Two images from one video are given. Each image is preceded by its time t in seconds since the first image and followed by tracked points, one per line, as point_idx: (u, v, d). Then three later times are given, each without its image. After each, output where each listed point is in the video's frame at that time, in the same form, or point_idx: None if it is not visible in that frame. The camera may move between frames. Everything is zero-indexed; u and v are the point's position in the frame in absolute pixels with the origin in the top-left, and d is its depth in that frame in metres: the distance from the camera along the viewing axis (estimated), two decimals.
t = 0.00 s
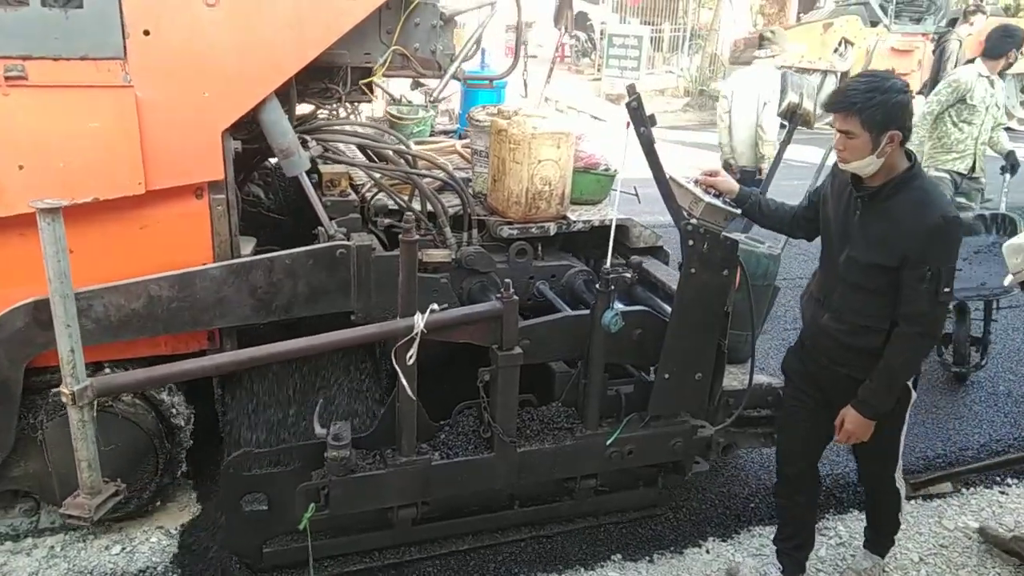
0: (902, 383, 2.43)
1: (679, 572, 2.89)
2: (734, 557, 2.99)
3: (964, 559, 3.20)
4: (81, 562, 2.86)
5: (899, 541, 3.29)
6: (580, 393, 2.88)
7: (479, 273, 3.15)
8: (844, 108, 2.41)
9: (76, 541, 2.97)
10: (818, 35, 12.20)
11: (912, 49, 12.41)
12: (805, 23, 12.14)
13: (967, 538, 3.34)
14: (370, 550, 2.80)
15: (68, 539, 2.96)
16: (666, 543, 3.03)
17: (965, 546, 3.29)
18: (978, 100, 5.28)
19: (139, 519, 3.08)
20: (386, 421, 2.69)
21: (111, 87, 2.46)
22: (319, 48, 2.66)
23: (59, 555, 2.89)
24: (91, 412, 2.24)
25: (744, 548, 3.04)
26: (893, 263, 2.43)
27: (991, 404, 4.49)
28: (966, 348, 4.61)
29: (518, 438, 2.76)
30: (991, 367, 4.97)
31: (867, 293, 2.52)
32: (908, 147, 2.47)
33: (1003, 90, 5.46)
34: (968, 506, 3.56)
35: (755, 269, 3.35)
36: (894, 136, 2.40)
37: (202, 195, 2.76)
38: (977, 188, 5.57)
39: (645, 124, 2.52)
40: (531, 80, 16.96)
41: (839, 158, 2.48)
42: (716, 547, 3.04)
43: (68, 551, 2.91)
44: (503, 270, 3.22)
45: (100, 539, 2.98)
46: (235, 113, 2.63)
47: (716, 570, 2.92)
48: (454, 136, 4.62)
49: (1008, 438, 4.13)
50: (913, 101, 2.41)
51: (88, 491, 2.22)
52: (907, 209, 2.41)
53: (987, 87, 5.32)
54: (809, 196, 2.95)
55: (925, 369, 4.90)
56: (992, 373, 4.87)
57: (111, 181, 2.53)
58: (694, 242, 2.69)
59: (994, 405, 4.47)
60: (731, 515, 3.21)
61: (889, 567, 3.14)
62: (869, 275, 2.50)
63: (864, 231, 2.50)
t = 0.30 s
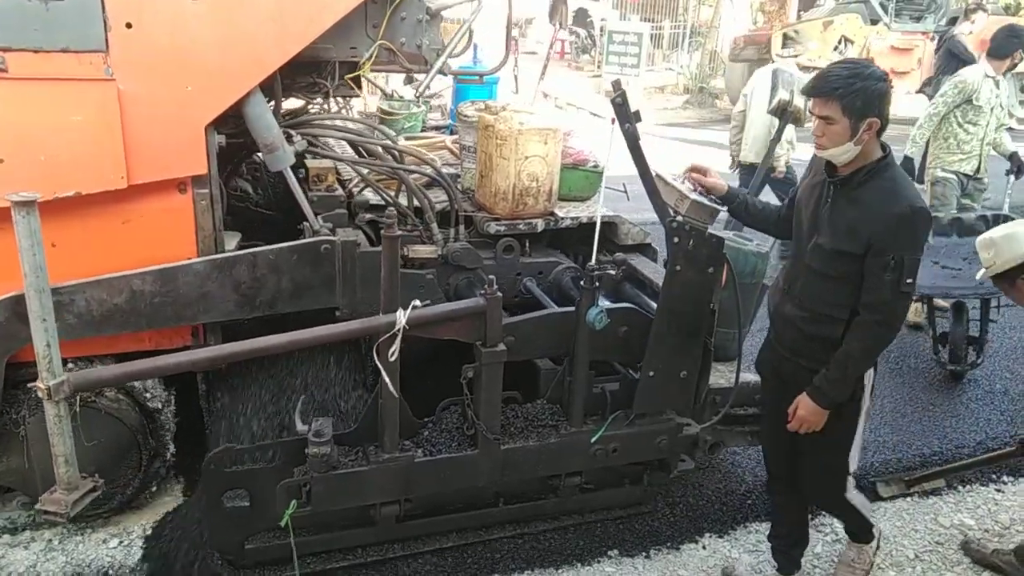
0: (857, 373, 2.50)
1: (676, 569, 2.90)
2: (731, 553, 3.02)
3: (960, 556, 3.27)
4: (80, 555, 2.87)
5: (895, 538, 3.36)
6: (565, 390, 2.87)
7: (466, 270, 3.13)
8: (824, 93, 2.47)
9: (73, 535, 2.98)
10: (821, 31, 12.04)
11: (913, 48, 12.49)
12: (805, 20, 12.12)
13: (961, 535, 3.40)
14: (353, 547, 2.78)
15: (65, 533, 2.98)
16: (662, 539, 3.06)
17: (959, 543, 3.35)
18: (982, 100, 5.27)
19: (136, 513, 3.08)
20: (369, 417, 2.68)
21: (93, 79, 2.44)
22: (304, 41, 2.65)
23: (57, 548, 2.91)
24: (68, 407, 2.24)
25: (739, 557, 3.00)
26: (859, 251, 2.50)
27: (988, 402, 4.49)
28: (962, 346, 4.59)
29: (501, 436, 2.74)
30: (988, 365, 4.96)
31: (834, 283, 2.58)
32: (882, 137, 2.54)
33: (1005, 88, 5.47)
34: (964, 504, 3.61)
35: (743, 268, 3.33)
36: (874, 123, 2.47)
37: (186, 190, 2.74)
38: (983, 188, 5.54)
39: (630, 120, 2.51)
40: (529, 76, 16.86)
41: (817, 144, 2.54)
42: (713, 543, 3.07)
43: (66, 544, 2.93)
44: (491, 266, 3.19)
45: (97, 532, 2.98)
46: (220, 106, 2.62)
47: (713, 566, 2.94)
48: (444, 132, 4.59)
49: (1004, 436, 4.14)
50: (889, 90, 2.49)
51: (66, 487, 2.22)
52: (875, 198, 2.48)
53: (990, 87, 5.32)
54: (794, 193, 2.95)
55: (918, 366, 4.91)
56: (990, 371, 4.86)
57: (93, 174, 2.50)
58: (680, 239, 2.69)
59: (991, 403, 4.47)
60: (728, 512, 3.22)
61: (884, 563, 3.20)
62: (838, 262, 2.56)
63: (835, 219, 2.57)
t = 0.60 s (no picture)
0: (829, 362, 2.51)
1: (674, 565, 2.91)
2: (728, 549, 3.02)
3: (956, 549, 3.28)
4: (77, 557, 2.86)
5: (891, 532, 3.37)
6: (548, 390, 2.85)
7: (448, 270, 3.12)
8: (811, 94, 2.45)
9: (70, 538, 2.97)
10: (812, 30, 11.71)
11: (904, 44, 12.42)
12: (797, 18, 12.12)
13: (958, 528, 3.40)
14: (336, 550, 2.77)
15: (63, 536, 2.97)
16: (658, 536, 3.06)
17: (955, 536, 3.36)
18: (972, 98, 5.26)
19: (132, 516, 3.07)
20: (349, 419, 2.66)
21: (67, 84, 2.42)
22: (280, 43, 2.64)
23: (54, 552, 2.90)
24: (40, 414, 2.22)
25: (736, 552, 3.02)
26: (832, 246, 2.50)
27: (982, 396, 4.50)
28: (959, 343, 4.56)
29: (484, 437, 2.74)
30: (982, 359, 4.97)
31: (805, 274, 2.59)
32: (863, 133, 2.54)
33: (1003, 88, 5.40)
34: (960, 497, 3.61)
35: (727, 265, 3.31)
36: (857, 125, 2.48)
37: (164, 193, 2.73)
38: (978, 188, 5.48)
39: (609, 119, 2.50)
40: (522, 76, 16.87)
41: (800, 145, 2.54)
42: (710, 539, 3.07)
43: (63, 547, 2.92)
44: (474, 267, 3.18)
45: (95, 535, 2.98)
46: (196, 108, 2.60)
47: (709, 561, 2.96)
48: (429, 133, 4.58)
49: (998, 429, 4.15)
50: (874, 93, 2.49)
51: (40, 493, 2.20)
52: (851, 195, 2.48)
53: (983, 85, 5.28)
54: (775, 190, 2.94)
55: (913, 361, 4.91)
56: (984, 365, 4.86)
57: (69, 179, 2.49)
58: (659, 238, 2.68)
59: (985, 397, 4.48)
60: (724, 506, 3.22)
61: (880, 557, 3.22)
62: (811, 256, 2.56)
63: (811, 213, 2.57)
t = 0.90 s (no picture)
0: (814, 357, 2.50)
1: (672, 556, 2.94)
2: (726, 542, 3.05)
3: (950, 542, 3.30)
4: (75, 555, 2.86)
5: (886, 525, 3.37)
6: (532, 387, 2.84)
7: (432, 267, 3.09)
8: (795, 96, 2.43)
9: (66, 536, 2.97)
10: (806, 24, 11.54)
11: (899, 39, 12.58)
12: (792, 13, 12.07)
13: (953, 521, 3.41)
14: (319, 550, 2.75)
15: (58, 535, 2.97)
16: (655, 530, 3.08)
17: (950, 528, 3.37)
18: (960, 95, 5.24)
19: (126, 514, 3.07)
20: (331, 417, 2.65)
21: (40, 81, 2.40)
22: (257, 38, 2.62)
23: (51, 549, 2.90)
24: (13, 413, 2.21)
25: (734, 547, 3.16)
26: (814, 239, 2.49)
27: (976, 389, 4.51)
28: (956, 336, 4.52)
29: (466, 435, 2.72)
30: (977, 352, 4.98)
31: (792, 270, 2.59)
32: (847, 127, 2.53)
33: (1000, 88, 5.32)
34: (955, 490, 3.62)
35: (713, 262, 3.30)
36: (841, 122, 2.48)
37: (142, 191, 2.70)
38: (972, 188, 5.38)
39: (588, 114, 2.48)
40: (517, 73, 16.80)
41: (785, 141, 2.53)
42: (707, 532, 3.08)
43: (58, 545, 2.92)
44: (457, 264, 3.16)
45: (96, 532, 2.99)
46: (172, 106, 2.58)
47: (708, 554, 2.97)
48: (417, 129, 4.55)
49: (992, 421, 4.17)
50: (857, 89, 2.47)
51: (12, 495, 2.20)
52: (832, 187, 2.47)
53: (975, 83, 5.24)
54: (759, 185, 2.93)
55: (910, 356, 4.89)
56: (979, 358, 4.88)
57: (45, 177, 2.47)
58: (642, 235, 2.66)
59: (979, 390, 4.50)
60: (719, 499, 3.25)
61: (876, 550, 3.22)
62: (795, 251, 2.56)
63: (796, 209, 2.56)
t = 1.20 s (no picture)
0: (807, 363, 2.48)
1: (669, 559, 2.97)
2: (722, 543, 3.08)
3: (947, 544, 3.29)
4: (71, 556, 2.86)
5: (883, 528, 3.36)
6: (516, 390, 2.82)
7: (418, 269, 3.08)
8: (781, 105, 2.41)
9: (63, 536, 2.97)
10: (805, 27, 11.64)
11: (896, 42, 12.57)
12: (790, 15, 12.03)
13: (949, 523, 3.41)
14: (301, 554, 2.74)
15: (55, 535, 2.96)
16: (654, 532, 3.11)
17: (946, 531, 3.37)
18: (959, 102, 5.18)
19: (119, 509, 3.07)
20: (312, 421, 2.63)
21: (19, 81, 2.38)
22: (238, 38, 2.59)
23: (47, 550, 2.90)
24: None
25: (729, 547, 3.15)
26: (805, 245, 2.47)
27: (974, 392, 4.50)
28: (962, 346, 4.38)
29: (449, 439, 2.70)
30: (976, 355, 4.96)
31: (783, 275, 2.57)
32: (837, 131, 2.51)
33: (1002, 92, 5.23)
34: (951, 493, 3.62)
35: (701, 265, 3.28)
36: (831, 127, 2.45)
37: (123, 192, 2.68)
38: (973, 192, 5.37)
39: (572, 116, 2.46)
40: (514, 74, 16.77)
41: (777, 151, 2.52)
42: (703, 535, 3.12)
43: (55, 546, 2.92)
44: (443, 266, 3.14)
45: (89, 532, 2.99)
46: (154, 106, 2.55)
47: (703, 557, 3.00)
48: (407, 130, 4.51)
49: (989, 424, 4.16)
50: (844, 94, 2.45)
51: None
52: (824, 192, 2.45)
53: (973, 90, 5.17)
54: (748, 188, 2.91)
55: (910, 360, 4.85)
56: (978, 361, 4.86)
57: (25, 179, 2.45)
58: (627, 238, 2.64)
59: (977, 394, 4.48)
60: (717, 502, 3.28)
61: (873, 552, 3.22)
62: (786, 256, 2.54)
63: (787, 214, 2.54)
